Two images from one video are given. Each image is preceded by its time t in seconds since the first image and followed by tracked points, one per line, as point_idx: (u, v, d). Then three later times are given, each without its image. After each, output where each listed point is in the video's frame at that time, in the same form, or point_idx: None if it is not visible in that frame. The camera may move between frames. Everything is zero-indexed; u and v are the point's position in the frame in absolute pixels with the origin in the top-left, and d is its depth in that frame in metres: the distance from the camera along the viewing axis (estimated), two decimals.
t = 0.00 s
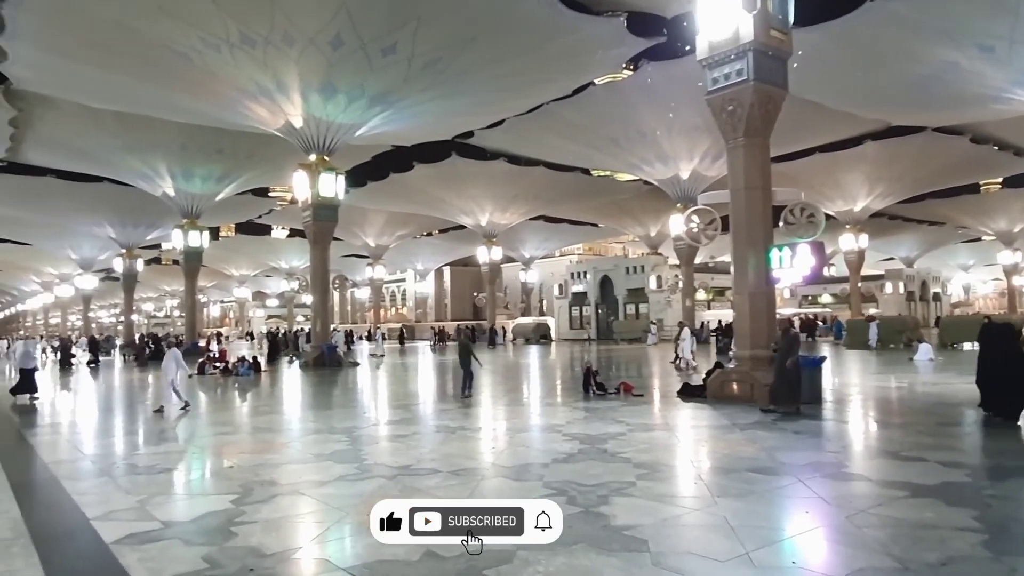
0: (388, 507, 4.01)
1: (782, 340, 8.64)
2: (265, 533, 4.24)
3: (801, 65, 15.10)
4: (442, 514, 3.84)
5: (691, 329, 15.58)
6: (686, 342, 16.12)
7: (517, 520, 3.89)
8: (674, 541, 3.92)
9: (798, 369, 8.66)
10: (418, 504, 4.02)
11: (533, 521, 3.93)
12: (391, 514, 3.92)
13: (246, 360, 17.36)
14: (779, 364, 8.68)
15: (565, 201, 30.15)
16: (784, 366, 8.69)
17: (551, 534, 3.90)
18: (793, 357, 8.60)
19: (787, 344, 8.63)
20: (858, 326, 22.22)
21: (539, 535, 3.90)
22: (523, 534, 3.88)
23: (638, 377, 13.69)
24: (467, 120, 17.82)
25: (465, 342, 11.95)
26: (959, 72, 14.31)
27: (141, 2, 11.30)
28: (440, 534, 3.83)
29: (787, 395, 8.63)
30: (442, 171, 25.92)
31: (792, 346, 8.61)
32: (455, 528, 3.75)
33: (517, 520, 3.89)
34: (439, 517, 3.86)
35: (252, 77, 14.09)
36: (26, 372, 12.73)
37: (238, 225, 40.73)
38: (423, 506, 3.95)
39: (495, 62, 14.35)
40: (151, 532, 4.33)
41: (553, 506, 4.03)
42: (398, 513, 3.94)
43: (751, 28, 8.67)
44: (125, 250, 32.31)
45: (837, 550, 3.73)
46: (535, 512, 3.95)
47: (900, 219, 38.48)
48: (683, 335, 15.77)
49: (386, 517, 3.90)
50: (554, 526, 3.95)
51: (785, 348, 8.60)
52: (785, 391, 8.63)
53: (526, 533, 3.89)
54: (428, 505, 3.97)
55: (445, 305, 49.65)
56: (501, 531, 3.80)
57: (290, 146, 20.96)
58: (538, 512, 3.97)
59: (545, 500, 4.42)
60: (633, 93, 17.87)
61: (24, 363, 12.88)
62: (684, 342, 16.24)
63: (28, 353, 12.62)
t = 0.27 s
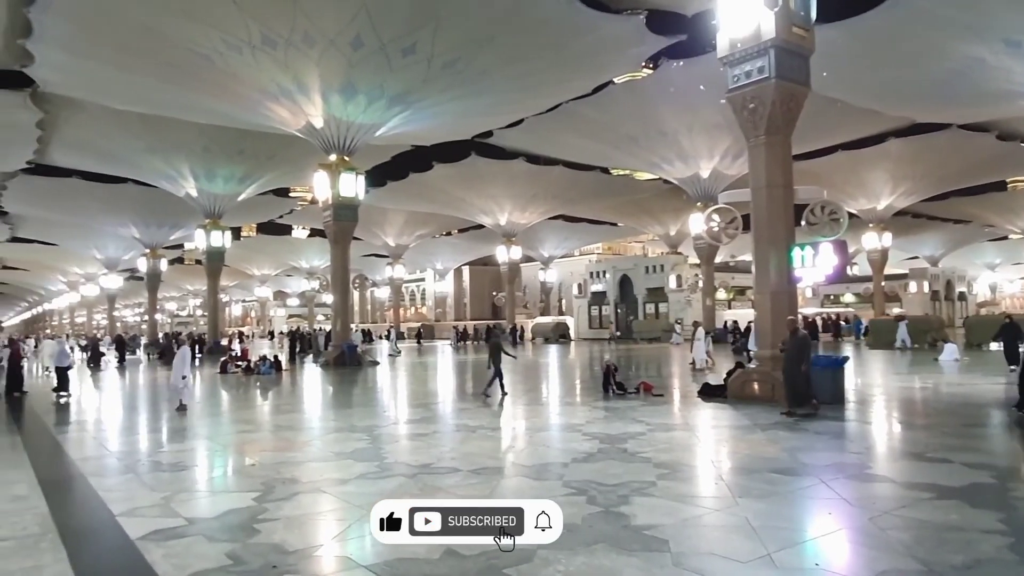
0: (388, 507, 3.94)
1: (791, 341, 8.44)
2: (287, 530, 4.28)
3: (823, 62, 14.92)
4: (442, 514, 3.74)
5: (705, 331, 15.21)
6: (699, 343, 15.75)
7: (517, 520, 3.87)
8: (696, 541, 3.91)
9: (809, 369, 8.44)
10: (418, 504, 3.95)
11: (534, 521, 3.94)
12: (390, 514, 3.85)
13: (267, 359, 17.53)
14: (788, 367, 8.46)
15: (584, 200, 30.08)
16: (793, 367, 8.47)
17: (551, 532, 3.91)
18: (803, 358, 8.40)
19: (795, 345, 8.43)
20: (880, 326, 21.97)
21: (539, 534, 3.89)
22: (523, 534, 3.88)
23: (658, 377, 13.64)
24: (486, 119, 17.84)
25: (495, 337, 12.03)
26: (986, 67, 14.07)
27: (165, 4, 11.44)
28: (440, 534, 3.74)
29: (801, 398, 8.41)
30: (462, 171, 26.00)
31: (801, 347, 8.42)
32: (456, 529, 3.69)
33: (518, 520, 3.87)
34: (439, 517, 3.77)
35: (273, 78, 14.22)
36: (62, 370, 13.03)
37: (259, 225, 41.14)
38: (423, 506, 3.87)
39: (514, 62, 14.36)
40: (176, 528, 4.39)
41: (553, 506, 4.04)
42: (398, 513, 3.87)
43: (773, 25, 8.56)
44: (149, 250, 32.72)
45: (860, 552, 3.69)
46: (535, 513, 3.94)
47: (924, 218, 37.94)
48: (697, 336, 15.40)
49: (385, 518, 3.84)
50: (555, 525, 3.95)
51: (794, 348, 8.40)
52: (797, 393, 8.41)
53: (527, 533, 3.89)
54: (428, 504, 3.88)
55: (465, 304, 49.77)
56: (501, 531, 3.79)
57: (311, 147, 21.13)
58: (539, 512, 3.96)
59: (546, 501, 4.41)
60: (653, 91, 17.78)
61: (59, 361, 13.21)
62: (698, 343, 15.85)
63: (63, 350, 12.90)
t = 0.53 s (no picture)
0: (389, 510, 4.19)
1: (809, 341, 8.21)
2: (313, 528, 4.33)
3: (850, 59, 14.73)
4: (442, 514, 4.01)
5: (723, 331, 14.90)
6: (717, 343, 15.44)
7: (515, 520, 4.07)
8: (721, 543, 3.88)
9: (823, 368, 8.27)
10: (416, 505, 4.20)
11: (535, 520, 4.05)
12: (391, 515, 4.09)
13: (292, 358, 17.69)
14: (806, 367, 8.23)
15: (607, 200, 29.96)
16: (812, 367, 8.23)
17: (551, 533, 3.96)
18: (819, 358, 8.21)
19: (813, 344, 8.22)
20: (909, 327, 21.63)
21: (540, 535, 3.95)
22: (524, 533, 3.97)
23: (682, 377, 13.54)
24: (508, 119, 17.85)
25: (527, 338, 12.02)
26: (1018, 63, 13.79)
27: (192, 8, 11.60)
28: (440, 534, 3.96)
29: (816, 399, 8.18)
30: (484, 171, 26.06)
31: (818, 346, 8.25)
32: (455, 527, 3.94)
33: (516, 520, 4.08)
34: (439, 518, 4.03)
35: (298, 80, 14.35)
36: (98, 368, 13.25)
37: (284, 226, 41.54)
38: (422, 509, 4.14)
39: (537, 62, 14.35)
40: (204, 525, 4.45)
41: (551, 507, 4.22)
42: (398, 514, 4.12)
43: (798, 22, 8.48)
44: (177, 250, 33.13)
45: (889, 555, 3.64)
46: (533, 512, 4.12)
47: (955, 216, 37.25)
48: (715, 336, 15.12)
49: (386, 518, 4.06)
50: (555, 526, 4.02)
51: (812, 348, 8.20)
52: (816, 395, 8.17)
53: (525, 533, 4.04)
54: (427, 508, 4.15)
55: (487, 304, 49.82)
56: (500, 531, 3.99)
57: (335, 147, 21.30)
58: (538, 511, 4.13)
59: (547, 501, 4.53)
60: (676, 90, 17.67)
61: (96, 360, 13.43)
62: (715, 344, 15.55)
63: (101, 348, 13.10)
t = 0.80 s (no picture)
0: (390, 510, 4.15)
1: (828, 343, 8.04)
2: (338, 526, 4.36)
3: (876, 54, 14.51)
4: (442, 514, 3.95)
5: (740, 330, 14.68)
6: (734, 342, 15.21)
7: (516, 520, 3.97)
8: (745, 544, 3.85)
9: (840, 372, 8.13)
10: (419, 505, 4.15)
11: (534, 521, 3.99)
12: (392, 515, 4.06)
13: (315, 357, 17.85)
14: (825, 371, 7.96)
15: (629, 198, 29.82)
16: (829, 369, 8.04)
17: (551, 533, 3.90)
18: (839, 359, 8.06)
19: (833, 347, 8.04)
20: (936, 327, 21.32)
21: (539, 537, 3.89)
22: (523, 535, 3.91)
23: (705, 377, 13.45)
24: (530, 118, 17.83)
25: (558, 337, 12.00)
26: None
27: (217, 11, 11.75)
28: (440, 534, 3.91)
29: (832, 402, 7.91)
30: (506, 170, 26.08)
31: (834, 348, 8.12)
32: (455, 527, 3.87)
33: (517, 521, 3.98)
34: (439, 518, 3.96)
35: (320, 81, 14.47)
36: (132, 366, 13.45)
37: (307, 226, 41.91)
38: (424, 508, 4.08)
39: (558, 61, 14.32)
40: (230, 521, 4.50)
41: (556, 506, 4.08)
42: (399, 514, 4.08)
43: (824, 18, 8.37)
44: (202, 250, 33.54)
45: (918, 558, 3.58)
46: (535, 511, 4.00)
47: (985, 214, 36.58)
48: (734, 333, 14.97)
49: (387, 519, 4.04)
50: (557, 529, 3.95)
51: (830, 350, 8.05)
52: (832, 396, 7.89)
53: (526, 534, 3.94)
54: (429, 506, 4.09)
55: (508, 303, 49.85)
56: (499, 532, 3.90)
57: (357, 147, 21.43)
58: (540, 510, 4.02)
59: (551, 502, 4.47)
60: (699, 87, 17.54)
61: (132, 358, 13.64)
62: (733, 344, 15.34)
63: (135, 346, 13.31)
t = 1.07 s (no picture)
0: (389, 509, 3.87)
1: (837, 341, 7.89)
2: (359, 524, 4.38)
3: (902, 50, 14.30)
4: (442, 514, 3.68)
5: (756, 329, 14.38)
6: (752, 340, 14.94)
7: (518, 520, 3.71)
8: (768, 545, 3.81)
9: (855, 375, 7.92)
10: (417, 504, 3.87)
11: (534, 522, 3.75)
12: (390, 514, 3.80)
13: (337, 356, 18.01)
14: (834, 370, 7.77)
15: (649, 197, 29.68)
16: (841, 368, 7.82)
17: (553, 534, 3.74)
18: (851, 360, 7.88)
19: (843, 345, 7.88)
20: (963, 327, 21.00)
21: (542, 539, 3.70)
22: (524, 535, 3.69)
23: (727, 377, 13.35)
24: (550, 117, 17.81)
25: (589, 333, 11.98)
26: None
27: (239, 13, 11.86)
28: (440, 535, 3.68)
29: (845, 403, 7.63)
30: (526, 170, 26.09)
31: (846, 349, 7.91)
32: (457, 528, 3.61)
33: (518, 520, 3.71)
34: (439, 517, 3.71)
35: (341, 81, 14.56)
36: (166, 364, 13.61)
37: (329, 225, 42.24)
38: (423, 507, 3.80)
39: (578, 59, 14.27)
40: (254, 518, 4.55)
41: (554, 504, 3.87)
42: (398, 514, 3.81)
43: (848, 14, 8.27)
44: (225, 250, 33.91)
45: (945, 562, 3.53)
46: (536, 511, 3.76)
47: (1013, 212, 35.97)
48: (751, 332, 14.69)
49: (386, 518, 3.77)
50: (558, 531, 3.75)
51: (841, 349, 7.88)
52: (845, 396, 7.63)
53: (527, 533, 3.72)
54: (428, 505, 3.81)
55: (528, 302, 49.88)
56: (501, 533, 3.63)
57: (377, 147, 21.56)
58: (539, 509, 3.79)
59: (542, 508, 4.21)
60: (720, 85, 17.40)
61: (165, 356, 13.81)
62: (750, 344, 15.13)
63: (170, 345, 13.49)
